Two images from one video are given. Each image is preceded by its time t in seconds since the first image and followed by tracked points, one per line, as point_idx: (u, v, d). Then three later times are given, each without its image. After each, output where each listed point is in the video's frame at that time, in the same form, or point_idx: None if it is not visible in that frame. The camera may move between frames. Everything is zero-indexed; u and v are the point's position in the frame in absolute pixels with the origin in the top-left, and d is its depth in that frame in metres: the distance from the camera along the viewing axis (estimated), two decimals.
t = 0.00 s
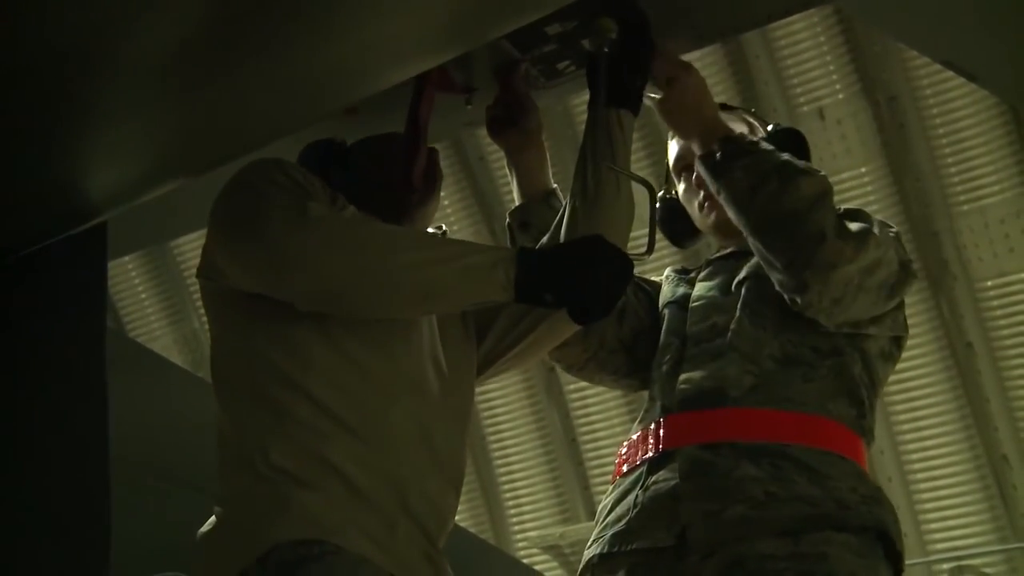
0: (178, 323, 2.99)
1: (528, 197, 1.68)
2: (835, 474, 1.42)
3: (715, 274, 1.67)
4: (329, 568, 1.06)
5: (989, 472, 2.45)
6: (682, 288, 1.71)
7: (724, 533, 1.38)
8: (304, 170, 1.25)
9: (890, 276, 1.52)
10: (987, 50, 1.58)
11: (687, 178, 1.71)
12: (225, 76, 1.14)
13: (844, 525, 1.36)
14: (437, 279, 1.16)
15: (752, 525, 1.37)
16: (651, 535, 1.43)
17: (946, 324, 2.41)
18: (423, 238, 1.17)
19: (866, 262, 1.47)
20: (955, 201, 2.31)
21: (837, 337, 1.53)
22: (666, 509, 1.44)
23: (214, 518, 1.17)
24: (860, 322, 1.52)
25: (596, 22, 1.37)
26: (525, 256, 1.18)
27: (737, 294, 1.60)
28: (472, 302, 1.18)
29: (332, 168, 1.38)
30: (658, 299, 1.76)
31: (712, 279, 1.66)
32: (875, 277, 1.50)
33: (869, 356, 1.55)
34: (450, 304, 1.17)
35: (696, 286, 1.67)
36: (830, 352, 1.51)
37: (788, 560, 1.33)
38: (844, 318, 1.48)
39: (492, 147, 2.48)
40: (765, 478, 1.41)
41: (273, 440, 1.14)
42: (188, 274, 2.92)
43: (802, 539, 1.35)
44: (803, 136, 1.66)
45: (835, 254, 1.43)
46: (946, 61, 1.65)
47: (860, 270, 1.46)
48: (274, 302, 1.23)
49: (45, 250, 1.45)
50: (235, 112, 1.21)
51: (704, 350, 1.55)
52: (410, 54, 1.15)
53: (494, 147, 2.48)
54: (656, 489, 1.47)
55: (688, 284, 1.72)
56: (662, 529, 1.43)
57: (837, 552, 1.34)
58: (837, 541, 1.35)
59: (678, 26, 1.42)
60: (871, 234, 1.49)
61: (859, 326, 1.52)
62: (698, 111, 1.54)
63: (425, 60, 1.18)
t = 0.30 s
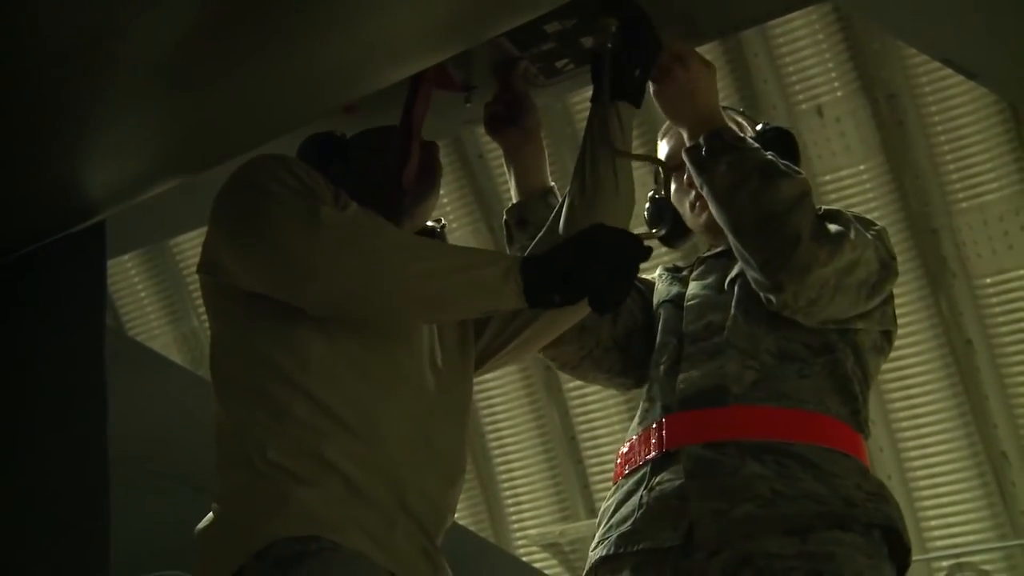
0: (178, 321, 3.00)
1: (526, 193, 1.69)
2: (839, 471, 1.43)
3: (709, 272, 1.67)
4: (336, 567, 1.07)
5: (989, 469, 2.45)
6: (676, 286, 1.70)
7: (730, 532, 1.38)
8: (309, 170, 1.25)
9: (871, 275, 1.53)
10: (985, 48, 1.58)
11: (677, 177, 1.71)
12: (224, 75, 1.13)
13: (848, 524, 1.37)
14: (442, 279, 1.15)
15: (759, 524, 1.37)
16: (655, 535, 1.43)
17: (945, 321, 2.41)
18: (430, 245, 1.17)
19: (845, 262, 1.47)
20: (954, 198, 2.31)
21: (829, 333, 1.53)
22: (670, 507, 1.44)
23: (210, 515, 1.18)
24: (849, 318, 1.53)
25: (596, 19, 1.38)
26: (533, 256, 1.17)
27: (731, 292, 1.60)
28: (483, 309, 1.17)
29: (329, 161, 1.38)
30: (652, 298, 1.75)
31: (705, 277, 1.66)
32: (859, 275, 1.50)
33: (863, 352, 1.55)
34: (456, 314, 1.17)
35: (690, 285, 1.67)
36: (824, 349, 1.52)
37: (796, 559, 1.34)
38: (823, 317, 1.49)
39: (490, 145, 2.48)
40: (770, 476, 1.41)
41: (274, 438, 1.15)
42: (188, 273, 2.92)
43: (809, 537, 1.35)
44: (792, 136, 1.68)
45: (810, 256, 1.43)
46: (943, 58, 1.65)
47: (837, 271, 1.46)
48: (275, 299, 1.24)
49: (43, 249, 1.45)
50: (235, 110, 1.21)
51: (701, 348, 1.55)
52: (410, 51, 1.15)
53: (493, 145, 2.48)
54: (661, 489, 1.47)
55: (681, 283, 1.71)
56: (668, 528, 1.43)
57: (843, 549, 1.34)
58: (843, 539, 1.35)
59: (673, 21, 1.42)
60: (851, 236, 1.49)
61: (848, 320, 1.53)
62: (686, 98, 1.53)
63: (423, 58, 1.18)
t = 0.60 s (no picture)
0: (178, 322, 2.99)
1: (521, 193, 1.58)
2: (841, 473, 1.43)
3: (705, 275, 1.67)
4: (341, 569, 1.07)
5: (988, 468, 2.45)
6: (672, 289, 1.70)
7: (733, 535, 1.38)
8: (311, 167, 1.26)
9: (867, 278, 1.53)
10: (984, 47, 1.58)
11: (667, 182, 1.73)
12: (224, 75, 1.13)
13: (851, 525, 1.37)
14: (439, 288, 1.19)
15: (762, 526, 1.37)
16: (658, 540, 1.43)
17: (945, 322, 2.41)
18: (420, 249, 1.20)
19: (842, 267, 1.47)
20: (954, 198, 2.31)
21: (827, 335, 1.54)
22: (672, 510, 1.44)
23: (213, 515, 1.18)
24: (846, 318, 1.53)
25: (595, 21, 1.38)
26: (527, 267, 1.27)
27: (727, 294, 1.60)
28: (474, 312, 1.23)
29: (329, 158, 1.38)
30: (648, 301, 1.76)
31: (702, 280, 1.67)
32: (854, 279, 1.50)
33: (860, 353, 1.56)
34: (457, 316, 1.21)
35: (686, 288, 1.67)
36: (821, 350, 1.52)
37: (798, 562, 1.34)
38: (819, 320, 1.49)
39: (489, 145, 2.48)
40: (771, 478, 1.41)
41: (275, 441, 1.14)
42: (188, 273, 2.92)
43: (812, 538, 1.35)
44: (778, 134, 1.71)
45: (808, 262, 1.43)
46: (943, 58, 1.65)
47: (834, 275, 1.47)
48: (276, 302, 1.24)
49: (42, 251, 1.45)
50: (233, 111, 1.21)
51: (700, 351, 1.55)
52: (408, 51, 1.15)
53: (492, 146, 2.47)
54: (664, 494, 1.47)
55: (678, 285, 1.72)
56: (671, 531, 1.43)
57: (846, 550, 1.34)
58: (845, 540, 1.35)
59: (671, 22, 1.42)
60: (848, 241, 1.49)
61: (844, 321, 1.53)
62: (687, 97, 1.50)
63: (422, 58, 1.18)
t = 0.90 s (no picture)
0: (178, 322, 2.99)
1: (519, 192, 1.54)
2: (843, 472, 1.43)
3: (704, 275, 1.67)
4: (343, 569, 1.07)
5: (988, 468, 2.45)
6: (673, 288, 1.70)
7: (735, 535, 1.38)
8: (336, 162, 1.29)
9: (868, 277, 1.53)
10: (984, 47, 1.58)
11: (664, 185, 1.74)
12: (224, 74, 1.13)
13: (852, 525, 1.37)
14: (440, 308, 1.18)
15: (764, 526, 1.37)
16: (659, 540, 1.43)
17: (945, 321, 2.41)
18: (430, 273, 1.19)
19: (844, 267, 1.48)
20: (954, 198, 2.31)
21: (826, 333, 1.54)
22: (674, 510, 1.44)
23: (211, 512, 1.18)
24: (847, 317, 1.53)
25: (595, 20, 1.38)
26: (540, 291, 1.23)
27: (727, 294, 1.60)
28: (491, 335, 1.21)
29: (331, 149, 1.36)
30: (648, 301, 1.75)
31: (702, 279, 1.66)
32: (855, 279, 1.50)
33: (859, 352, 1.56)
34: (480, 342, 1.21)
35: (686, 287, 1.67)
36: (822, 349, 1.52)
37: (799, 561, 1.34)
38: (821, 319, 1.49)
39: (489, 145, 2.48)
40: (773, 477, 1.41)
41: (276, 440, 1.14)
42: (188, 273, 2.92)
43: (814, 537, 1.35)
44: (769, 132, 1.72)
45: (810, 261, 1.43)
46: (943, 57, 1.65)
47: (836, 275, 1.47)
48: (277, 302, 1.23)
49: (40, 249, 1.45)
50: (232, 110, 1.21)
51: (701, 351, 1.55)
52: (408, 50, 1.15)
53: (492, 146, 2.47)
54: (665, 494, 1.47)
55: (678, 284, 1.71)
56: (672, 530, 1.43)
57: (847, 549, 1.34)
58: (846, 539, 1.35)
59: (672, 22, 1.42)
60: (850, 241, 1.49)
61: (845, 320, 1.53)
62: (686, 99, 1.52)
63: (423, 57, 1.18)
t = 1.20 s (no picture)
0: (178, 321, 2.99)
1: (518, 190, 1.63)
2: (841, 469, 1.43)
3: (704, 273, 1.67)
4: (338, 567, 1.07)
5: (988, 468, 2.45)
6: (672, 288, 1.70)
7: (732, 533, 1.38)
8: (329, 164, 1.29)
9: (867, 275, 1.53)
10: (984, 47, 1.58)
11: (661, 184, 1.74)
12: (224, 74, 1.13)
13: (850, 523, 1.37)
14: (415, 309, 1.16)
15: (760, 523, 1.38)
16: (656, 538, 1.43)
17: (944, 321, 2.41)
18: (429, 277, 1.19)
19: (841, 266, 1.47)
20: (954, 198, 2.31)
21: (825, 331, 1.54)
22: (671, 508, 1.44)
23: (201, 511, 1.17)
24: (846, 315, 1.53)
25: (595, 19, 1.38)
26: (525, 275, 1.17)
27: (726, 292, 1.60)
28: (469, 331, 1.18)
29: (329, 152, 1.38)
30: (647, 301, 1.75)
31: (701, 278, 1.66)
32: (854, 277, 1.50)
33: (859, 350, 1.55)
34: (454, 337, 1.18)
35: (685, 287, 1.67)
36: (821, 346, 1.52)
37: (796, 559, 1.34)
38: (819, 318, 1.49)
39: (490, 145, 2.48)
40: (770, 475, 1.41)
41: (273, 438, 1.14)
42: (188, 273, 2.92)
43: (810, 535, 1.36)
44: (768, 130, 1.71)
45: (807, 260, 1.44)
46: (943, 57, 1.65)
47: (833, 274, 1.46)
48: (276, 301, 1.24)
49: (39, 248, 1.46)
50: (231, 110, 1.21)
51: (699, 349, 1.55)
52: (407, 50, 1.15)
53: (493, 146, 2.47)
54: (662, 493, 1.47)
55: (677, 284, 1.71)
56: (669, 528, 1.43)
57: (843, 547, 1.34)
58: (843, 537, 1.35)
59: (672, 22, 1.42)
60: (848, 239, 1.49)
61: (844, 318, 1.53)
62: (686, 98, 1.54)
63: (422, 57, 1.18)
